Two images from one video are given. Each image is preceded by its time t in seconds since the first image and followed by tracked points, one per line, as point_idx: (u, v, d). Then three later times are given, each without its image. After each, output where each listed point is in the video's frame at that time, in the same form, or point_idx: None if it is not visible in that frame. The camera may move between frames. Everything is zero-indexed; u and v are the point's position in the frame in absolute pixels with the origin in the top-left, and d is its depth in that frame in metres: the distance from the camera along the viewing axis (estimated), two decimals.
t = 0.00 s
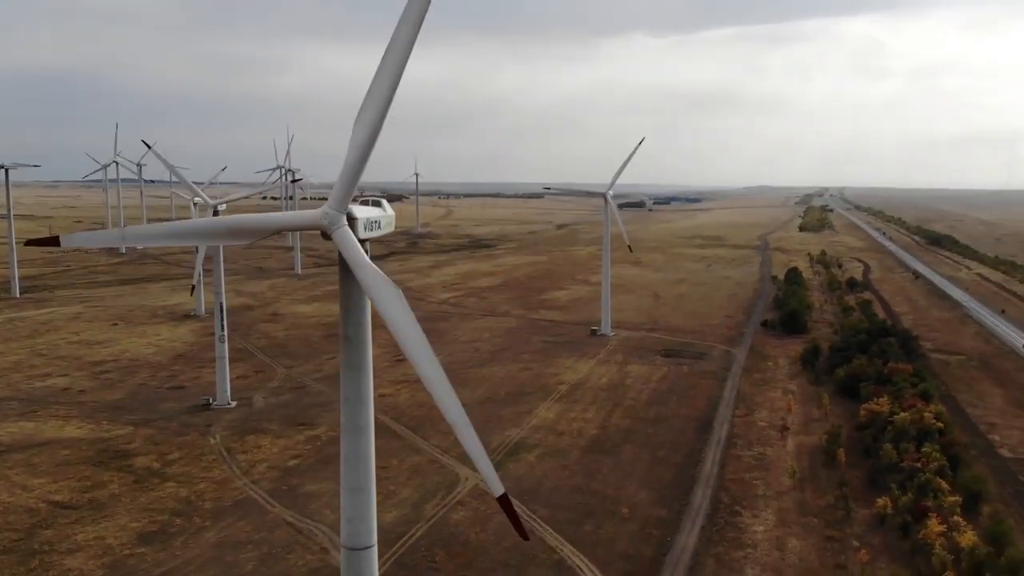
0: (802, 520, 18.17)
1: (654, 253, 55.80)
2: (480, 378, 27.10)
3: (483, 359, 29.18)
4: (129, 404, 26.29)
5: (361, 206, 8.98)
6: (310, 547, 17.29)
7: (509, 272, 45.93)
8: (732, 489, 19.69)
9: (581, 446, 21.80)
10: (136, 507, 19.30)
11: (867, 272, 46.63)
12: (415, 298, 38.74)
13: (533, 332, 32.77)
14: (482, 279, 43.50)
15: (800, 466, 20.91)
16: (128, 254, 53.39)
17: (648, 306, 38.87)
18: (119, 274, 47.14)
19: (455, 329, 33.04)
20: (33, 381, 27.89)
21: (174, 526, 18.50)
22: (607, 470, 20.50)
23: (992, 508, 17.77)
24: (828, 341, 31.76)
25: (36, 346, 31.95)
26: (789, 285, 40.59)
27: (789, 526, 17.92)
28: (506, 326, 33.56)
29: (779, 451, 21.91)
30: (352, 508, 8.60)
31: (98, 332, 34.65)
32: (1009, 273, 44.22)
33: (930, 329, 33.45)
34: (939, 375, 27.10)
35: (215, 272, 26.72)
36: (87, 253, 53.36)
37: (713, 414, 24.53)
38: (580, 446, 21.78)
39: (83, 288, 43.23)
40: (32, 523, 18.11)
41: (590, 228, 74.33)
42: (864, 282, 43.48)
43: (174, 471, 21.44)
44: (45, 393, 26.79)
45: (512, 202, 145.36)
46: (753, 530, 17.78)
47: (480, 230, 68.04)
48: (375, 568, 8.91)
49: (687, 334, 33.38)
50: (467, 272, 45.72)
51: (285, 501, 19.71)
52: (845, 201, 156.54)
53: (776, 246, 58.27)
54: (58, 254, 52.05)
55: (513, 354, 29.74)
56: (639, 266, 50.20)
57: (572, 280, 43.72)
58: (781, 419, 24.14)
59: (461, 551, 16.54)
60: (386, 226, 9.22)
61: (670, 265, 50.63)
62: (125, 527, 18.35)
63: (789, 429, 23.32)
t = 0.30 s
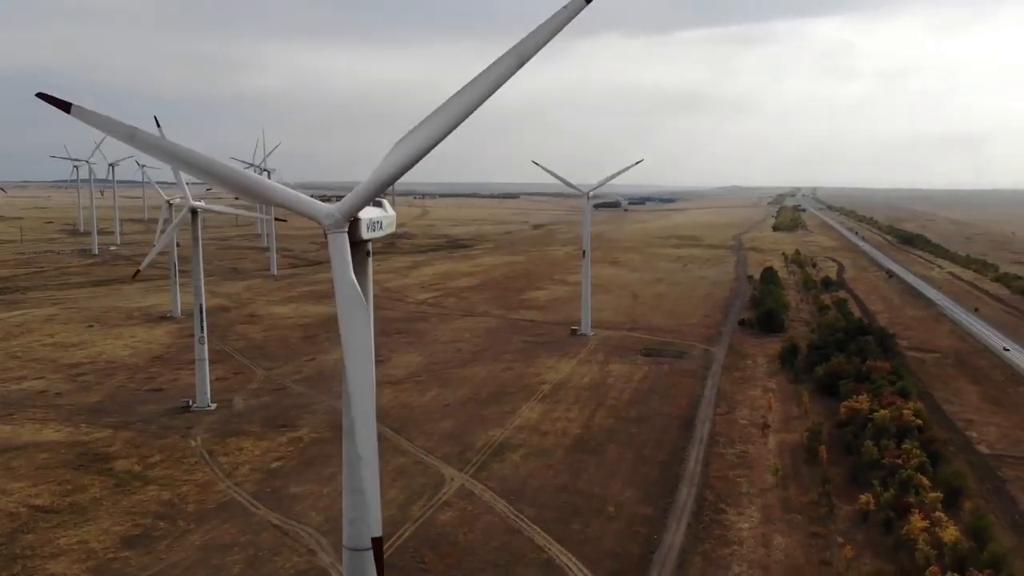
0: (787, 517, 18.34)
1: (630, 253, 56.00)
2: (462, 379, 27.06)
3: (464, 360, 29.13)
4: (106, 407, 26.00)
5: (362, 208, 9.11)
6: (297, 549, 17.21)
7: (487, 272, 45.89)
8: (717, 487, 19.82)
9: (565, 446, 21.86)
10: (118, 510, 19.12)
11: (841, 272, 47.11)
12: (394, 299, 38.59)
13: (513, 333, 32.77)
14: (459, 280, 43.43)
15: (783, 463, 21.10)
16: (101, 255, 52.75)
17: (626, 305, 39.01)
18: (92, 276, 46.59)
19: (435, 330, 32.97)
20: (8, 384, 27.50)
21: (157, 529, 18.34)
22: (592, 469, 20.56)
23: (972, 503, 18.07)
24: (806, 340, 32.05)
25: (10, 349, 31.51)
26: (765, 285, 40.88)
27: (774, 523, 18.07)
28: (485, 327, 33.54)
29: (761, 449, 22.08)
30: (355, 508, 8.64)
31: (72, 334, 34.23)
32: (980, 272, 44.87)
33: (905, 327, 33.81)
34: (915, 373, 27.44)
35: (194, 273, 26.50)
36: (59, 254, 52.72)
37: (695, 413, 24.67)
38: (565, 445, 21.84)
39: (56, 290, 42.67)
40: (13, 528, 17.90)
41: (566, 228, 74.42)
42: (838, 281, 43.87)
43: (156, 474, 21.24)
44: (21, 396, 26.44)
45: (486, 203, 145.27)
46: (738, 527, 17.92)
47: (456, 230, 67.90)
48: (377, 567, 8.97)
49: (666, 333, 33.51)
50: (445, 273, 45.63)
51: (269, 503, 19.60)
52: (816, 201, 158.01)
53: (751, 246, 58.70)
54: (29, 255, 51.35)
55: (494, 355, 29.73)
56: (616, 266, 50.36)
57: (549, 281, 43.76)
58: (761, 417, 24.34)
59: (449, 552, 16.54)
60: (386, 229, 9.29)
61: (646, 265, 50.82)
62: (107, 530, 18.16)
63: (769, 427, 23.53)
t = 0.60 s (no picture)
0: (772, 514, 18.50)
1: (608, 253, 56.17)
2: (445, 380, 27.04)
3: (447, 360, 29.11)
4: (86, 409, 25.74)
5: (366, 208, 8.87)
6: (284, 551, 17.14)
7: (466, 272, 45.86)
8: (702, 484, 19.94)
9: (551, 445, 21.91)
10: (102, 514, 18.95)
11: (816, 270, 47.62)
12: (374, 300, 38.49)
13: (495, 333, 32.80)
14: (439, 280, 43.40)
15: (766, 461, 21.27)
16: (75, 256, 52.17)
17: (605, 304, 39.18)
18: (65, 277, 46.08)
19: (417, 331, 32.92)
20: None
21: (143, 532, 18.21)
22: (578, 468, 20.64)
23: (954, 499, 18.32)
24: (785, 338, 32.35)
25: None
26: (743, 283, 41.18)
27: (760, 520, 18.22)
28: (467, 327, 33.53)
29: (744, 446, 22.24)
30: (357, 511, 8.54)
31: (48, 336, 33.84)
32: (952, 271, 45.56)
33: (881, 325, 34.20)
34: (894, 371, 27.75)
35: (174, 274, 26.26)
36: (32, 255, 52.10)
37: (678, 411, 24.78)
38: (550, 445, 21.88)
39: (29, 291, 42.15)
40: None
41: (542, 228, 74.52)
42: (814, 280, 44.27)
43: (138, 477, 21.05)
44: None
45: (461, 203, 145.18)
46: (725, 524, 18.05)
47: (433, 230, 67.76)
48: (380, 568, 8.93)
49: (646, 332, 33.66)
50: (424, 274, 45.57)
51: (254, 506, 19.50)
52: (787, 201, 159.77)
53: (726, 245, 59.20)
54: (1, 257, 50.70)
55: (476, 355, 29.73)
56: (594, 266, 50.53)
57: (529, 280, 43.83)
58: (744, 415, 24.50)
59: (438, 552, 16.55)
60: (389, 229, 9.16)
61: (624, 264, 51.04)
62: (91, 534, 17.98)
63: (751, 425, 23.69)
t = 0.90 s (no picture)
0: (758, 510, 18.65)
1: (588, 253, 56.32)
2: (429, 381, 26.99)
3: (430, 361, 29.08)
4: (66, 412, 25.47)
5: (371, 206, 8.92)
6: (273, 553, 17.04)
7: (446, 272, 45.78)
8: (688, 482, 20.06)
9: (537, 444, 21.94)
10: (86, 517, 18.77)
11: (793, 269, 47.99)
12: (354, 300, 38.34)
13: (477, 333, 32.79)
14: (419, 280, 43.30)
15: (751, 458, 21.42)
16: (48, 257, 51.56)
17: (585, 304, 39.29)
18: (39, 278, 45.53)
19: (399, 332, 32.82)
20: None
21: (129, 535, 18.06)
22: (566, 467, 20.70)
23: (938, 494, 18.56)
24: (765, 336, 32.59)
25: None
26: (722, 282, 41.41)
27: (747, 517, 18.35)
28: (448, 328, 33.49)
29: (729, 444, 22.38)
30: (363, 511, 8.53)
31: (24, 338, 33.42)
32: (927, 269, 46.14)
33: (859, 324, 34.52)
34: (874, 369, 28.02)
35: (155, 275, 26.01)
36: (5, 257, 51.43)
37: (662, 409, 24.89)
38: (537, 444, 21.91)
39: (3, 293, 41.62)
40: None
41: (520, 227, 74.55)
42: (791, 279, 44.61)
43: (122, 480, 20.86)
44: None
45: (437, 202, 144.93)
46: (712, 521, 18.16)
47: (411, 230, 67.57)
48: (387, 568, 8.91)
49: (628, 331, 33.77)
50: (403, 274, 45.46)
51: (240, 507, 19.38)
52: (761, 201, 160.64)
53: (703, 245, 59.56)
54: None
55: (459, 355, 29.71)
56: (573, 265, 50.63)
57: (509, 280, 43.83)
58: (727, 412, 24.65)
59: (429, 552, 16.54)
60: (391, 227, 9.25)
61: (603, 264, 51.19)
62: (76, 538, 17.81)
63: (735, 422, 23.84)
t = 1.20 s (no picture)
0: (746, 508, 18.80)
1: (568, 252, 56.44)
2: (414, 381, 26.94)
3: (414, 361, 29.05)
4: (46, 414, 25.19)
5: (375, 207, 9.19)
6: (264, 554, 16.97)
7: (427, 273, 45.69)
8: (676, 480, 20.18)
9: (524, 444, 21.97)
10: (71, 521, 18.58)
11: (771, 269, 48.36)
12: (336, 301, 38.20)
13: (460, 333, 32.77)
14: (400, 281, 43.19)
15: (737, 455, 21.59)
16: (23, 258, 50.92)
17: (567, 304, 39.38)
18: (14, 279, 44.96)
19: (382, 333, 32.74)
20: None
21: (115, 538, 17.91)
22: (554, 466, 20.76)
23: (922, 490, 18.80)
24: (746, 335, 32.82)
25: None
26: (702, 282, 41.64)
27: (735, 514, 18.50)
28: (432, 328, 33.44)
29: (714, 442, 22.52)
30: (369, 511, 8.52)
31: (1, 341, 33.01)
32: (903, 268, 46.68)
33: (839, 323, 34.84)
34: (855, 367, 28.32)
35: (137, 276, 25.76)
36: None
37: (647, 408, 25.01)
38: (524, 444, 21.96)
39: None
40: None
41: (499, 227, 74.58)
42: (770, 279, 44.95)
43: (106, 483, 20.65)
44: None
45: (414, 202, 144.57)
46: (701, 519, 18.28)
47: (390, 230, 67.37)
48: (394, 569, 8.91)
49: (610, 330, 33.89)
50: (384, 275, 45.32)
51: (228, 509, 19.28)
52: (736, 202, 161.74)
53: (682, 244, 59.89)
54: None
55: (444, 356, 29.67)
56: (554, 265, 50.72)
57: (490, 281, 43.83)
58: (711, 410, 24.81)
59: (420, 553, 16.54)
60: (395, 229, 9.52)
61: (583, 264, 51.29)
62: (62, 541, 17.63)
63: (720, 421, 24.00)
